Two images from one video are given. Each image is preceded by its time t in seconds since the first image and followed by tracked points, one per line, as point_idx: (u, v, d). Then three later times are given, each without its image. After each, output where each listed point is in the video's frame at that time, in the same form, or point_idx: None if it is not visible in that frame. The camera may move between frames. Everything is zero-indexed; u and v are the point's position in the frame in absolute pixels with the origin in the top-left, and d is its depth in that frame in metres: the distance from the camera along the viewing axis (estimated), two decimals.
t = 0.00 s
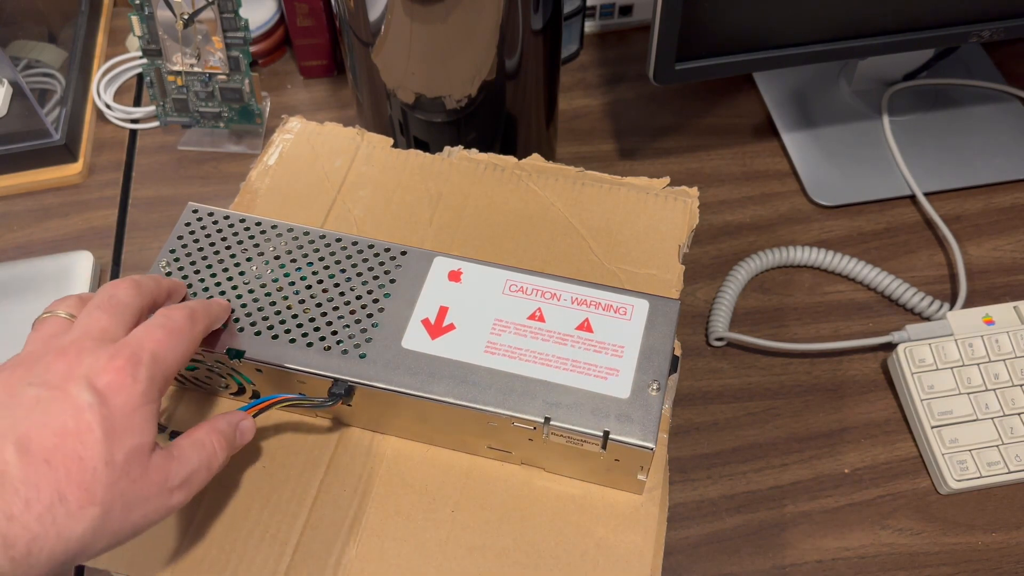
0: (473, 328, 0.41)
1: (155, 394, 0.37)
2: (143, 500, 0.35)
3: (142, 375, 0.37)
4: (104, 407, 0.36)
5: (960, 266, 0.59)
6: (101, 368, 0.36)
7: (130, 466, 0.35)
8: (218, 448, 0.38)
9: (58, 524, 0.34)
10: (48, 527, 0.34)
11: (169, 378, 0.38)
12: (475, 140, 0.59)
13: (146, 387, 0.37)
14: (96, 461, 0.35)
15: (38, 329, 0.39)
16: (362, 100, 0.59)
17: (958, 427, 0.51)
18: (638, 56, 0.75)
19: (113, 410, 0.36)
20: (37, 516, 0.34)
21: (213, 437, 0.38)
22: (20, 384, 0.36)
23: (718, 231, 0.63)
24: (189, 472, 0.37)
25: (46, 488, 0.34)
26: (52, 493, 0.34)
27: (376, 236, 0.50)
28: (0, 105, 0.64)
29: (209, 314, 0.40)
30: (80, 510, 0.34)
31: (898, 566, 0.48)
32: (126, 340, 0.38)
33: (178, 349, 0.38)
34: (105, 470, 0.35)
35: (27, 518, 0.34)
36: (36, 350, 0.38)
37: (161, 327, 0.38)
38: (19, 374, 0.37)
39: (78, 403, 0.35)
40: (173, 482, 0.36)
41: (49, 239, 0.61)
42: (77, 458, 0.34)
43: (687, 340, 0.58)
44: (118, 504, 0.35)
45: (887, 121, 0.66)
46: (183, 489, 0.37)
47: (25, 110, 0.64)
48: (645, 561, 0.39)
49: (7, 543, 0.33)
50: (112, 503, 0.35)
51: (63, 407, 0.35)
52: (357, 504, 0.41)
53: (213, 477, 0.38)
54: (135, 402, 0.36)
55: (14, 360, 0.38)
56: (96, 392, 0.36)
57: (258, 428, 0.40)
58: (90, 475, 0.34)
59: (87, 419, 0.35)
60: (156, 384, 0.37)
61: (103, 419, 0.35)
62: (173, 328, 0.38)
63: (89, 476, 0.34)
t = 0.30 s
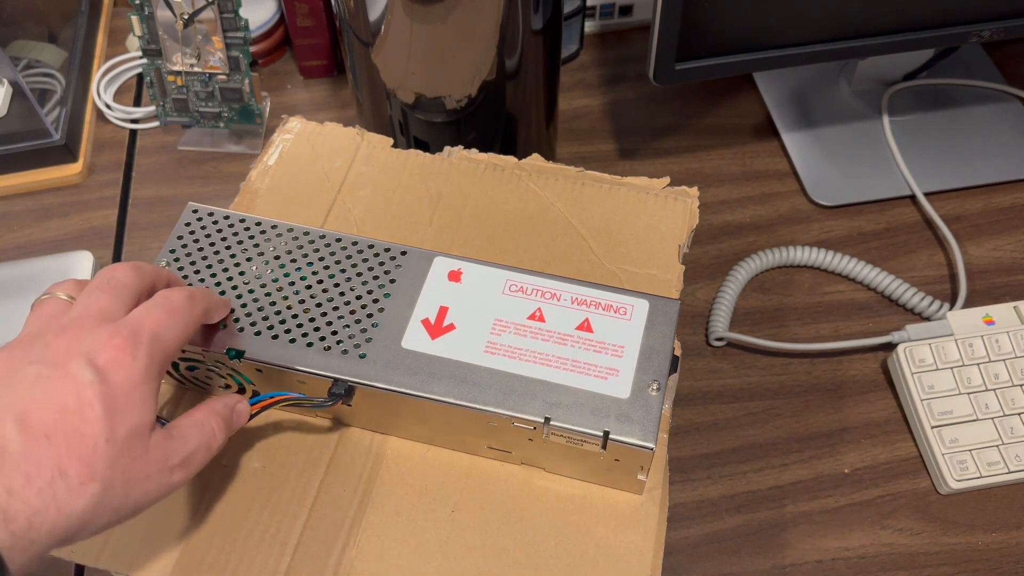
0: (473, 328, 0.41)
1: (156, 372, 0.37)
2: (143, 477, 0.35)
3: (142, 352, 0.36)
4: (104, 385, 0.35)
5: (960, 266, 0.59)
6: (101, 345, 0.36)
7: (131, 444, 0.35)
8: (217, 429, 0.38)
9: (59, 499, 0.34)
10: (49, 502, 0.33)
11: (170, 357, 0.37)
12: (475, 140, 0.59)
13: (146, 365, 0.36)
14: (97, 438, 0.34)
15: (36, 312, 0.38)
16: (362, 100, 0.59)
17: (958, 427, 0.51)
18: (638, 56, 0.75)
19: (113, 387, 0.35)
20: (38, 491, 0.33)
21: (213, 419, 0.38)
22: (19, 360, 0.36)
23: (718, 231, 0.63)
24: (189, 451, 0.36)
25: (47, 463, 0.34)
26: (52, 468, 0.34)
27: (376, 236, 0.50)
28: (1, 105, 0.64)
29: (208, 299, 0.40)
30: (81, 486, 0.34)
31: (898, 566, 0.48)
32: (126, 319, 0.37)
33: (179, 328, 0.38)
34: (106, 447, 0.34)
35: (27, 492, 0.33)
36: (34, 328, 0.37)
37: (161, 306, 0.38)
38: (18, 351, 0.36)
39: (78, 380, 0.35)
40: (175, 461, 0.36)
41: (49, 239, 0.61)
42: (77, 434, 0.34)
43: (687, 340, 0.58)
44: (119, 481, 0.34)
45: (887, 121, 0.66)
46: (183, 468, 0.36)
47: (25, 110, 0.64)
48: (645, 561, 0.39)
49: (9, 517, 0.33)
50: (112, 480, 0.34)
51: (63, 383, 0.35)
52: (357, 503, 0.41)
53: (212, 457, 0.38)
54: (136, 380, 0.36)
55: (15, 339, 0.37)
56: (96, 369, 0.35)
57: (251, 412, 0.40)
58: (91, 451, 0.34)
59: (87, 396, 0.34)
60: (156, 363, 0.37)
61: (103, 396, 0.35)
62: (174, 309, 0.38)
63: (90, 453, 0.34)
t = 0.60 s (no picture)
0: (473, 328, 0.41)
1: (232, 373, 0.32)
2: (195, 485, 0.29)
3: (213, 350, 0.32)
4: (164, 380, 0.31)
5: (960, 266, 0.59)
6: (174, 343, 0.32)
7: (179, 447, 0.30)
8: (310, 449, 0.32)
9: (85, 500, 0.29)
10: (70, 502, 0.29)
11: (248, 363, 0.33)
12: (475, 140, 0.59)
13: (213, 361, 0.32)
14: (138, 434, 0.30)
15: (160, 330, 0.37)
16: (362, 100, 0.59)
17: (958, 427, 0.51)
18: (638, 56, 0.75)
19: (169, 383, 0.31)
20: (59, 487, 0.29)
21: (304, 436, 0.32)
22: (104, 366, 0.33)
23: (718, 231, 0.63)
24: (264, 465, 0.31)
25: (77, 457, 0.29)
26: (80, 463, 0.29)
27: (376, 236, 0.50)
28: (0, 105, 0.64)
29: (317, 308, 0.36)
30: (112, 485, 0.29)
31: (898, 566, 0.48)
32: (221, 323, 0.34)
33: (267, 332, 0.33)
34: (147, 446, 0.29)
35: (45, 485, 0.29)
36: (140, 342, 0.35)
37: (252, 310, 0.34)
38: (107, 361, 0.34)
39: (137, 375, 0.31)
40: (242, 475, 0.30)
41: (49, 239, 0.61)
42: (118, 428, 0.30)
43: (687, 340, 0.58)
44: (156, 485, 0.29)
45: (887, 121, 0.66)
46: (253, 485, 0.30)
47: (25, 110, 0.64)
48: (645, 561, 0.39)
49: (19, 516, 0.28)
50: (149, 482, 0.29)
51: (125, 377, 0.31)
52: (357, 504, 0.40)
53: (294, 485, 0.32)
54: (200, 377, 0.31)
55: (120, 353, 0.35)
56: (158, 364, 0.31)
57: (366, 437, 0.35)
58: (130, 449, 0.29)
59: (141, 391, 0.30)
60: (228, 363, 0.32)
61: (156, 391, 0.31)
62: (268, 313, 0.34)
63: (128, 451, 0.29)
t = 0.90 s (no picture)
0: (473, 328, 0.41)
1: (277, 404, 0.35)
2: (238, 502, 0.33)
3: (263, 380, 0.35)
4: (216, 401, 0.34)
5: (960, 266, 0.59)
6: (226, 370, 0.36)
7: (229, 464, 0.33)
8: (336, 483, 0.36)
9: (137, 503, 0.32)
10: (123, 504, 0.32)
11: (294, 397, 0.36)
12: (475, 140, 0.59)
13: (264, 389, 0.35)
14: (192, 447, 0.33)
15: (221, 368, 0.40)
16: (362, 100, 0.59)
17: (958, 427, 0.51)
18: (638, 56, 0.75)
19: (223, 405, 0.34)
20: (114, 488, 0.32)
21: (332, 470, 0.36)
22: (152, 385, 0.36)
23: (718, 231, 0.63)
24: (298, 493, 0.35)
25: (134, 463, 0.32)
26: (137, 469, 0.32)
27: (376, 236, 0.50)
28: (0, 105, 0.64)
29: (362, 362, 0.37)
30: (164, 492, 0.32)
31: (898, 566, 0.48)
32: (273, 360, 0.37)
33: (314, 371, 0.36)
34: (200, 459, 0.33)
35: (103, 486, 0.32)
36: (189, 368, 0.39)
37: (302, 350, 0.37)
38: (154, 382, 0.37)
39: (191, 395, 0.34)
40: (279, 498, 0.34)
41: (49, 239, 0.61)
42: (172, 440, 0.33)
43: (687, 340, 0.58)
44: (204, 498, 0.33)
45: (887, 121, 0.66)
46: (286, 509, 0.34)
47: (25, 110, 0.64)
48: (645, 561, 0.39)
49: (75, 513, 0.31)
50: (198, 493, 0.32)
51: (178, 395, 0.34)
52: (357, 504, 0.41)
53: (321, 515, 0.35)
54: (249, 403, 0.35)
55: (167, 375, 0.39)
56: (212, 386, 0.35)
57: (381, 479, 0.38)
58: (184, 461, 0.33)
59: (196, 409, 0.34)
60: (277, 395, 0.35)
61: (209, 412, 0.34)
62: (317, 356, 0.37)
63: (182, 462, 0.33)
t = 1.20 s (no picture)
0: (473, 328, 0.41)
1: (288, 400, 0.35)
2: (247, 499, 0.33)
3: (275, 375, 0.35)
4: (229, 395, 0.34)
5: (960, 266, 0.59)
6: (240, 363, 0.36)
7: (239, 460, 0.33)
8: (344, 481, 0.36)
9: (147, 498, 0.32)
10: (133, 500, 0.32)
11: (305, 392, 0.36)
12: (475, 140, 0.59)
13: (277, 384, 0.35)
14: (203, 443, 0.33)
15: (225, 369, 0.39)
16: (361, 100, 0.59)
17: (958, 427, 0.51)
18: (638, 56, 0.75)
19: (234, 400, 0.34)
20: (124, 483, 0.32)
21: (342, 467, 0.36)
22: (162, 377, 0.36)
23: (718, 230, 0.63)
24: (306, 491, 0.34)
25: (144, 458, 0.32)
26: (147, 464, 0.32)
27: (376, 236, 0.50)
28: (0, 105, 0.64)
29: (371, 359, 0.38)
30: (175, 488, 0.32)
31: (898, 565, 0.48)
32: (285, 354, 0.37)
33: (325, 367, 0.36)
34: (211, 455, 0.33)
35: (113, 481, 0.32)
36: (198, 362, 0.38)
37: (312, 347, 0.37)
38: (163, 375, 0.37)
39: (204, 389, 0.34)
40: (288, 496, 0.34)
41: (49, 239, 0.61)
42: (184, 435, 0.33)
43: (687, 340, 0.58)
44: (214, 495, 0.33)
45: (887, 121, 0.66)
46: (294, 508, 0.34)
47: (26, 110, 0.64)
48: (645, 561, 0.39)
49: (84, 509, 0.31)
50: (208, 489, 0.33)
51: (190, 388, 0.34)
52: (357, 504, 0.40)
53: (328, 513, 0.35)
54: (260, 399, 0.34)
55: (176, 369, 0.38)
56: (225, 379, 0.35)
57: (387, 477, 0.38)
58: (195, 457, 0.33)
59: (207, 404, 0.34)
60: (288, 391, 0.35)
61: (221, 407, 0.34)
62: (328, 352, 0.37)
63: (193, 458, 0.33)
